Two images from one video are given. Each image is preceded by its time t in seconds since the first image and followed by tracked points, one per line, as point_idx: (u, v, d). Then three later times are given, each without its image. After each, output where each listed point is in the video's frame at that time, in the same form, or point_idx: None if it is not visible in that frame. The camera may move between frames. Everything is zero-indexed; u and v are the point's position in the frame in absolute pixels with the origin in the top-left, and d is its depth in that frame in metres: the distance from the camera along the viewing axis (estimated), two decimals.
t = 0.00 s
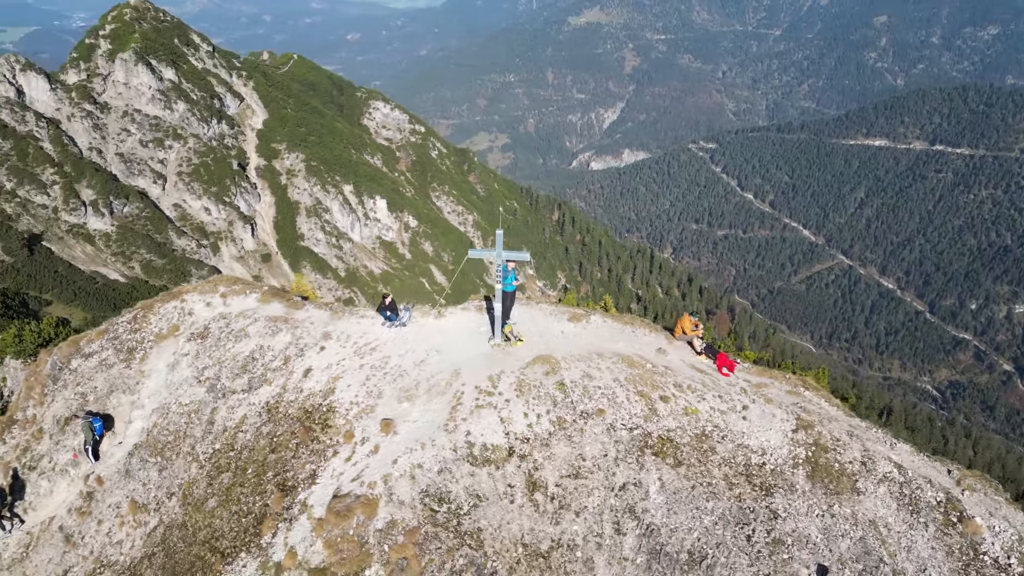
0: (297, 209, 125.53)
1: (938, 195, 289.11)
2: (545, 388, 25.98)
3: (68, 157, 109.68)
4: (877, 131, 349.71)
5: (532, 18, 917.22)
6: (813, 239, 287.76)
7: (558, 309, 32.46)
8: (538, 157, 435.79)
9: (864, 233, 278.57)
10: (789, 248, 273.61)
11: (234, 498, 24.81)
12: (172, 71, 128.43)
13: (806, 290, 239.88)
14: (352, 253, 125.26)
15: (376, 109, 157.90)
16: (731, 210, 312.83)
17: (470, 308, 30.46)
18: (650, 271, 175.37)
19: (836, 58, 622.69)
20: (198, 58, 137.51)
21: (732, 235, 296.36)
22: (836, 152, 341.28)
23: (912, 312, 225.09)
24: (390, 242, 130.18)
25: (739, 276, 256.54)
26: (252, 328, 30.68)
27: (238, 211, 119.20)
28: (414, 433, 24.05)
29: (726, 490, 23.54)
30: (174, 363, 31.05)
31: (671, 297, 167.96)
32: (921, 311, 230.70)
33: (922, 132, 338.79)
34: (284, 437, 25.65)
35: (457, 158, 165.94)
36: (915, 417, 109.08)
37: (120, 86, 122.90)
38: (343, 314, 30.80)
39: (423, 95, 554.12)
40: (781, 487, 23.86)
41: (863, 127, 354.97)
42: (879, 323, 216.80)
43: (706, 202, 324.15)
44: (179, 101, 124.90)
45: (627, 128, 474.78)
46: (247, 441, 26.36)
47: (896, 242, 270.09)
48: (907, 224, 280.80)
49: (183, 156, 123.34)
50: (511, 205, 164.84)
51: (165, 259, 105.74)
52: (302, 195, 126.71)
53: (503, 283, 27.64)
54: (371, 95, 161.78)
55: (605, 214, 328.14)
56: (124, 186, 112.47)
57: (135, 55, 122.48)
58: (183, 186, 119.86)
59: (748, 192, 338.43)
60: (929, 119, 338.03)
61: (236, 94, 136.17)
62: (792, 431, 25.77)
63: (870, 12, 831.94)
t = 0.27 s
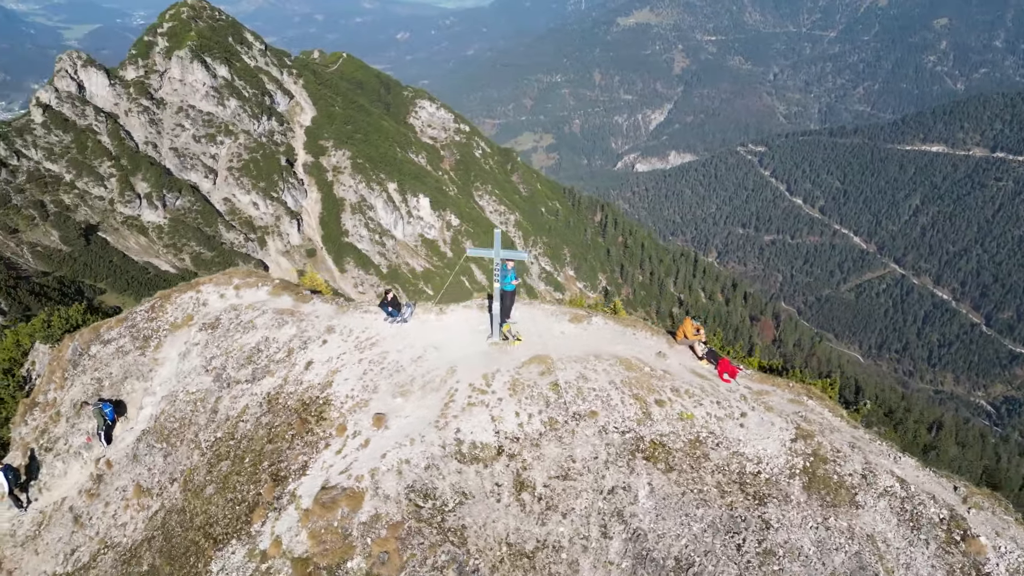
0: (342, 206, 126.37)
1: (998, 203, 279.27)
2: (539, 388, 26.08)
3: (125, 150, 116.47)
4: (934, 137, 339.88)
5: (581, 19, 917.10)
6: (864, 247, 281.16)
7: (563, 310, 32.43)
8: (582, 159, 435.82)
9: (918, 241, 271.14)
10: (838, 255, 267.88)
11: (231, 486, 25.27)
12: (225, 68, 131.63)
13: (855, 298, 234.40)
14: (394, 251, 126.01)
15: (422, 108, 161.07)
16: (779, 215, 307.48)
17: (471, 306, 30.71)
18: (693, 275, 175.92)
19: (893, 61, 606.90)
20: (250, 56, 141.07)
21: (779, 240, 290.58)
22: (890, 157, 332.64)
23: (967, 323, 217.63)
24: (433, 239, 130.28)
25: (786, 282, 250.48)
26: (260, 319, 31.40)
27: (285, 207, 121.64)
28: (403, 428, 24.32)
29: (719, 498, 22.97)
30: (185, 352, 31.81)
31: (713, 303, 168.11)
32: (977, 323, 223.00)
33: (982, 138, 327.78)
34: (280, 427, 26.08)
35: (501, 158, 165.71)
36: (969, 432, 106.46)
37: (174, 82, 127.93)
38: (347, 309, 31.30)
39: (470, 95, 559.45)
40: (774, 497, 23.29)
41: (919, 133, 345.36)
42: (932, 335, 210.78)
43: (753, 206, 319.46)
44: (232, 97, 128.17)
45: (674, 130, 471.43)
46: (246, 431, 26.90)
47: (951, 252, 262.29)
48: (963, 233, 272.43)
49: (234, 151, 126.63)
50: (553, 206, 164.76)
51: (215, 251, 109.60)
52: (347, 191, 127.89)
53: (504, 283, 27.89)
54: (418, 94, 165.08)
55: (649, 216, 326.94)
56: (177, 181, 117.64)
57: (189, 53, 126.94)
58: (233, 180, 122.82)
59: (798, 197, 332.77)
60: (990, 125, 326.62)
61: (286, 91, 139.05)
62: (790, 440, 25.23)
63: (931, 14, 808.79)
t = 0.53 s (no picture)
0: (386, 205, 127.36)
1: None
2: (532, 388, 25.95)
3: (178, 146, 118.86)
4: (995, 144, 328.49)
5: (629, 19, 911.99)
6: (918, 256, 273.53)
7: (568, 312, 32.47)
8: (626, 160, 433.25)
9: (974, 251, 262.42)
10: (890, 264, 260.84)
11: (227, 476, 25.72)
12: (276, 67, 134.10)
13: (906, 308, 227.63)
14: (435, 249, 126.88)
15: (466, 108, 161.69)
16: (829, 221, 300.66)
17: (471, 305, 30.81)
18: (737, 281, 174.69)
19: (953, 65, 588.64)
20: (300, 55, 143.16)
21: (828, 247, 283.70)
22: (947, 164, 322.56)
23: None
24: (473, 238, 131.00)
25: (835, 290, 244.55)
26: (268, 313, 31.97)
27: (330, 204, 123.46)
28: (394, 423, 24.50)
29: (708, 507, 22.48)
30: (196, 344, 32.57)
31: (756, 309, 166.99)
32: None
33: None
34: (278, 419, 26.49)
35: (544, 158, 164.65)
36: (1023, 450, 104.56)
37: (227, 79, 130.36)
38: (351, 304, 31.64)
39: (515, 94, 561.24)
40: (766, 508, 22.64)
41: (979, 139, 334.22)
42: (988, 349, 203.58)
43: (802, 212, 313.00)
44: (281, 96, 131.02)
45: (721, 132, 465.36)
46: (245, 422, 27.38)
47: (1010, 263, 253.16)
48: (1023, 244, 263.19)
49: (282, 149, 128.83)
50: (595, 207, 163.87)
51: (261, 247, 112.26)
52: (391, 189, 128.96)
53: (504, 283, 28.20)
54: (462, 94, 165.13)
55: (694, 220, 323.45)
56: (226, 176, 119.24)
57: (242, 51, 129.01)
58: (280, 177, 124.82)
59: (848, 204, 322.80)
60: None
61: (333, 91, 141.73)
62: (788, 451, 24.55)
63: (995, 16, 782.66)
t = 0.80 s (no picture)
0: (428, 203, 128.38)
1: None
2: (527, 389, 25.88)
3: (228, 143, 123.11)
4: None
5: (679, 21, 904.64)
6: (974, 266, 265.65)
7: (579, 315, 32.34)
8: (672, 163, 430.12)
9: None
10: (943, 274, 253.70)
11: (225, 465, 26.16)
12: (324, 66, 136.55)
13: (960, 321, 220.86)
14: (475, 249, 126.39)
15: (511, 108, 161.77)
16: (880, 229, 293.77)
17: (474, 305, 30.84)
18: (783, 287, 172.12)
19: (1016, 70, 569.36)
20: (348, 54, 145.25)
21: (878, 255, 276.98)
22: (1006, 173, 312.82)
23: None
24: (513, 238, 129.04)
25: (884, 300, 238.90)
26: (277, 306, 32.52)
27: (373, 202, 125.35)
28: (388, 419, 24.69)
29: (698, 515, 22.00)
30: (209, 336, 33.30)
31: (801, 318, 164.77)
32: None
33: None
34: (277, 411, 26.94)
35: (588, 159, 162.44)
36: None
37: (277, 78, 133.62)
38: (357, 300, 32.00)
39: (562, 96, 561.29)
40: (759, 519, 22.03)
41: None
42: None
43: (853, 219, 306.56)
44: (328, 94, 132.30)
45: (770, 136, 458.77)
46: (246, 414, 27.88)
47: None
48: None
49: (329, 147, 130.98)
50: (638, 209, 162.20)
51: (305, 242, 114.17)
52: (433, 189, 129.70)
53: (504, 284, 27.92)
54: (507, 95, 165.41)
55: (739, 225, 319.58)
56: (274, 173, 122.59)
57: (292, 50, 132.37)
58: (326, 174, 127.24)
59: (902, 211, 316.85)
60: None
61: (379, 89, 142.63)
62: (786, 459, 23.90)
63: None
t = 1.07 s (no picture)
0: (470, 203, 129.69)
1: None
2: (520, 390, 25.86)
3: (277, 139, 125.51)
4: None
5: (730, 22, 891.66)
6: None
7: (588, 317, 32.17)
8: (719, 165, 425.02)
9: None
10: (1001, 286, 245.32)
11: (225, 455, 26.64)
12: (372, 66, 138.16)
13: (1017, 334, 212.95)
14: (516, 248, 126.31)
15: (555, 109, 157.32)
16: (935, 237, 285.19)
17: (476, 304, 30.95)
18: (829, 295, 169.01)
19: None
20: (395, 54, 147.22)
21: (932, 265, 268.87)
22: None
23: None
24: (554, 239, 130.27)
25: (937, 311, 232.12)
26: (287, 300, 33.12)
27: (416, 200, 126.44)
28: (379, 414, 24.95)
29: (685, 522, 21.58)
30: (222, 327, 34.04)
31: (848, 327, 161.25)
32: None
33: None
34: (275, 403, 27.38)
35: (632, 161, 160.10)
36: None
37: (325, 77, 136.31)
38: (364, 296, 32.36)
39: (608, 96, 559.07)
40: (748, 529, 21.45)
41: None
42: None
43: (906, 227, 298.49)
44: (375, 93, 134.20)
45: (822, 140, 449.31)
46: (247, 404, 28.39)
47: None
48: None
49: (375, 145, 132.52)
50: (682, 211, 160.14)
51: (348, 239, 115.20)
52: (475, 188, 130.53)
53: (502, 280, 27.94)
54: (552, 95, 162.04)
55: (787, 230, 314.10)
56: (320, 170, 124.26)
57: (340, 49, 134.89)
58: (371, 172, 128.73)
59: (959, 220, 308.55)
60: None
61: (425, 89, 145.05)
62: (781, 469, 23.28)
63: None
